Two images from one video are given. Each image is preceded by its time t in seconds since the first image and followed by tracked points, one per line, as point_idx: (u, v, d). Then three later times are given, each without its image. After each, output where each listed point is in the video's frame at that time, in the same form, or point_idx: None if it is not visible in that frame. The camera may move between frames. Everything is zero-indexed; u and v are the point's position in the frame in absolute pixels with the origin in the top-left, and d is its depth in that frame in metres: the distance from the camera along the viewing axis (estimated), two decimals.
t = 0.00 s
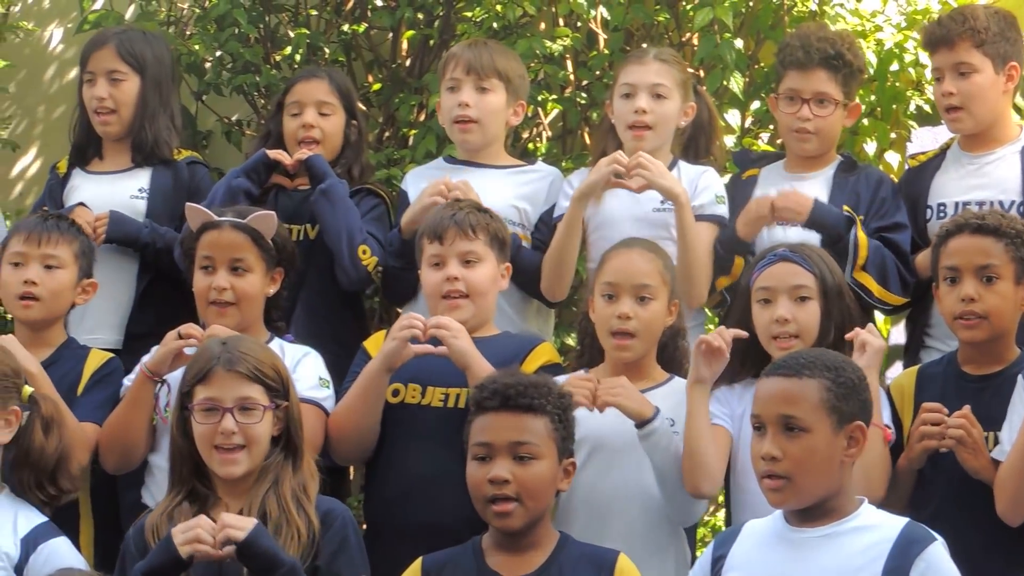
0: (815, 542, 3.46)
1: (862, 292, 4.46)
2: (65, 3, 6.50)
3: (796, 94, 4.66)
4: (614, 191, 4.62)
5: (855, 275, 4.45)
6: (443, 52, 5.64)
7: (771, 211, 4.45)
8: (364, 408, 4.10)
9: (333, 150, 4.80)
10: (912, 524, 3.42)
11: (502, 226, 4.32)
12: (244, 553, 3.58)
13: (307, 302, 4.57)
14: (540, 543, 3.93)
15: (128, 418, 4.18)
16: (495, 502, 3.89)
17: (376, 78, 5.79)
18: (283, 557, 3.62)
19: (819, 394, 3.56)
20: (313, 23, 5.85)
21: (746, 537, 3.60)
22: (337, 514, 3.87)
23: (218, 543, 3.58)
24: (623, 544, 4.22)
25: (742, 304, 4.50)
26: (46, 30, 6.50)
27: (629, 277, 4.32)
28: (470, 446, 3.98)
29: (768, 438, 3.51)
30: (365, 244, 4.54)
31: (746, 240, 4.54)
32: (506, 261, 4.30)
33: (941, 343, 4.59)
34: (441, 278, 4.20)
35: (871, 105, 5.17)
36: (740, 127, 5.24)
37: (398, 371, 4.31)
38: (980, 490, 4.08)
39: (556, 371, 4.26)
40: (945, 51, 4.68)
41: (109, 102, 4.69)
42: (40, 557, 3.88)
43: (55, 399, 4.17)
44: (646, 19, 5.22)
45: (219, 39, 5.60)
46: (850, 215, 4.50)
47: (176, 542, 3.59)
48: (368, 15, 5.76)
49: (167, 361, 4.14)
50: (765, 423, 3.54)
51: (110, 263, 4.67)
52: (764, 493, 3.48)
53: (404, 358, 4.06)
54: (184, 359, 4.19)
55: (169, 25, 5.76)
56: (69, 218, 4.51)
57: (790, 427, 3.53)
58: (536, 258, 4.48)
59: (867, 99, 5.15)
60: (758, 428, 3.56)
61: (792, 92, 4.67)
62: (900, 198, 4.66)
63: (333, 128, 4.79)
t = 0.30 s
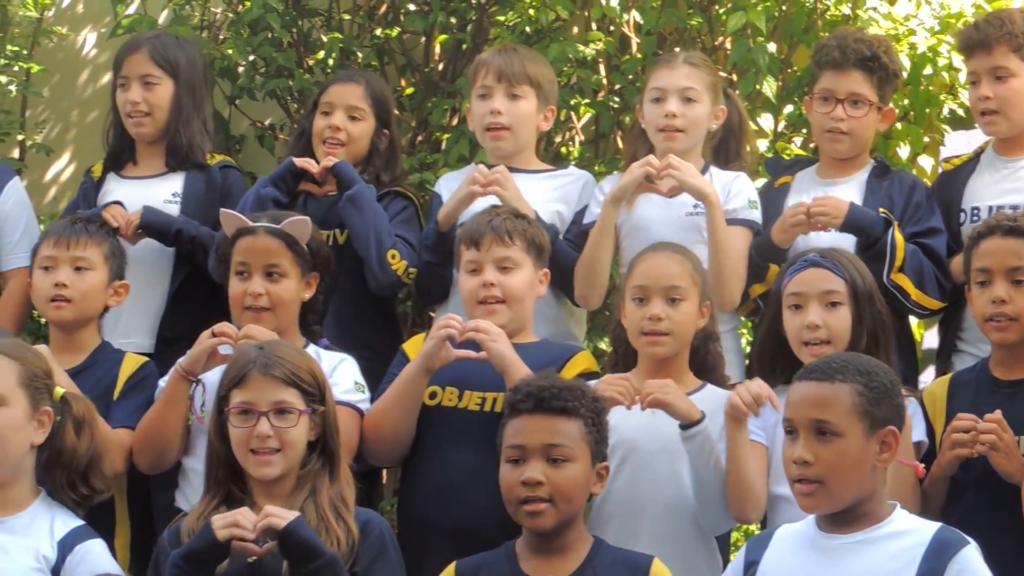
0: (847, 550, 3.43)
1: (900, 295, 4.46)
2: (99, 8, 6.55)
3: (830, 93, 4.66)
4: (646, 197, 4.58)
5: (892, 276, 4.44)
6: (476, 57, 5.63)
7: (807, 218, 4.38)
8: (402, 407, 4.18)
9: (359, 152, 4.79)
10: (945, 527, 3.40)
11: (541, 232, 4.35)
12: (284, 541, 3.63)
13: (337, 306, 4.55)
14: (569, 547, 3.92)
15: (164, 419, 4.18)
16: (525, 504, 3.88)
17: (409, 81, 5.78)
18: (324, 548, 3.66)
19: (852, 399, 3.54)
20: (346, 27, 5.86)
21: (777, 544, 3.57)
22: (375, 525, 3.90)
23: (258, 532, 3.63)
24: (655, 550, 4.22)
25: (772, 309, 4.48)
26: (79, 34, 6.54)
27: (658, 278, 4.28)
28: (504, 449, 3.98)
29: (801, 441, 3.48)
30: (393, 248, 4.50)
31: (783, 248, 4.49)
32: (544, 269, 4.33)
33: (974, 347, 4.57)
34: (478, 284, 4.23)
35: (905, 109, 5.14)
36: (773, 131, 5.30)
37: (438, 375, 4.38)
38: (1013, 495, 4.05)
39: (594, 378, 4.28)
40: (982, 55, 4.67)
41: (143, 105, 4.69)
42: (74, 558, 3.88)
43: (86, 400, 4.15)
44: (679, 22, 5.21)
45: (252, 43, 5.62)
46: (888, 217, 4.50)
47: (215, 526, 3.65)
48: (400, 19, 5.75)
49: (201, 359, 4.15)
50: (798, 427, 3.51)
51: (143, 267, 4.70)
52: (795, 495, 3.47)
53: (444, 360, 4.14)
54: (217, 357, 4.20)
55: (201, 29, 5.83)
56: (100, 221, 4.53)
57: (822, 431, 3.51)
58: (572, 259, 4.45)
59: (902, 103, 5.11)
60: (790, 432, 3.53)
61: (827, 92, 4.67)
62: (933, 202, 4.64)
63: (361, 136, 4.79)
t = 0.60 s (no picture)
0: (890, 553, 3.39)
1: (934, 277, 4.40)
2: (136, 12, 6.53)
3: (861, 91, 4.65)
4: (684, 198, 4.56)
5: (925, 255, 4.39)
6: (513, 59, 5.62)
7: (850, 186, 4.44)
8: (446, 407, 4.22)
9: (391, 162, 4.79)
10: (986, 530, 3.36)
11: (584, 235, 4.40)
12: (322, 527, 3.64)
13: (373, 310, 4.54)
14: (610, 549, 3.89)
15: (201, 415, 4.19)
16: (565, 507, 3.85)
17: (447, 84, 5.79)
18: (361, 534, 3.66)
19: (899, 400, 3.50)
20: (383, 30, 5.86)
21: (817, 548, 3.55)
22: (416, 525, 3.93)
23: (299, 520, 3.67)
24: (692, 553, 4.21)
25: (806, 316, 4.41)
26: (117, 38, 6.56)
27: (695, 273, 4.26)
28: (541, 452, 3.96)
29: (846, 439, 3.44)
30: (429, 250, 4.50)
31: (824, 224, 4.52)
32: (588, 273, 4.37)
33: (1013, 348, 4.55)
34: (523, 284, 4.28)
35: (943, 109, 5.17)
36: (811, 132, 5.30)
37: (483, 377, 4.39)
38: None
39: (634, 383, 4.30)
40: None
41: (180, 109, 4.68)
42: (119, 558, 3.92)
43: (129, 403, 4.19)
44: (716, 25, 5.16)
45: (289, 47, 5.66)
46: (926, 198, 4.46)
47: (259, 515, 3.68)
48: (437, 22, 5.75)
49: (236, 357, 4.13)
50: (843, 426, 3.48)
51: (179, 270, 4.69)
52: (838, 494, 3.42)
53: (486, 365, 4.17)
54: (252, 355, 4.16)
55: (239, 33, 5.80)
56: (133, 223, 4.54)
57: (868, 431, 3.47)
58: (610, 267, 4.47)
59: (938, 104, 5.15)
60: (835, 431, 3.49)
61: (857, 91, 4.66)
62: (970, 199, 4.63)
63: (396, 144, 4.79)
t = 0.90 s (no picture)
0: (938, 560, 3.34)
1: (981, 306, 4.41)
2: (181, 16, 6.51)
3: (900, 98, 4.63)
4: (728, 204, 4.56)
5: (971, 292, 4.38)
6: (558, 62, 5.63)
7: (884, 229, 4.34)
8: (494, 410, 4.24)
9: (429, 168, 4.77)
10: None
11: (629, 239, 4.40)
12: (370, 537, 3.56)
13: (419, 314, 4.55)
14: (659, 555, 3.85)
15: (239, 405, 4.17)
16: (610, 518, 3.83)
17: (490, 88, 5.79)
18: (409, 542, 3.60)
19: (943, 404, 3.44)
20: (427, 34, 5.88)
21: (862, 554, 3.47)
22: (464, 531, 3.87)
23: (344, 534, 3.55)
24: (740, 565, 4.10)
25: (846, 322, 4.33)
26: (161, 42, 6.55)
27: (736, 285, 4.21)
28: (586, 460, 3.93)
29: (889, 444, 3.39)
30: (475, 254, 4.50)
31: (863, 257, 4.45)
32: (633, 277, 4.37)
33: None
34: (569, 290, 4.29)
35: (989, 114, 5.12)
36: (856, 136, 5.23)
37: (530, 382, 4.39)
38: None
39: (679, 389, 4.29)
40: None
41: (224, 111, 4.69)
42: (163, 564, 3.92)
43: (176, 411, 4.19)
44: (761, 29, 5.19)
45: (333, 51, 5.65)
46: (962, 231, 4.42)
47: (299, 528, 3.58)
48: (481, 26, 5.75)
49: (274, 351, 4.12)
50: (887, 430, 3.42)
51: (221, 275, 4.68)
52: (884, 501, 3.35)
53: (534, 368, 4.19)
54: (295, 354, 4.17)
55: (283, 37, 5.78)
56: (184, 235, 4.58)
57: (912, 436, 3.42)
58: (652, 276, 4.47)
59: (984, 108, 5.09)
60: (878, 436, 3.44)
61: (897, 97, 4.64)
62: (1015, 202, 4.61)
63: (436, 147, 4.76)
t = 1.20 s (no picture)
0: (979, 563, 3.32)
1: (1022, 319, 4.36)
2: (220, 21, 6.52)
3: (938, 104, 4.61)
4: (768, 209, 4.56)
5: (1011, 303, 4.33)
6: (597, 67, 5.65)
7: (918, 247, 4.36)
8: (532, 418, 4.25)
9: (474, 171, 4.76)
10: None
11: (666, 242, 4.40)
12: (412, 547, 3.53)
13: (460, 320, 4.56)
14: (698, 562, 3.81)
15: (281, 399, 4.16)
16: (649, 524, 3.79)
17: (530, 93, 5.79)
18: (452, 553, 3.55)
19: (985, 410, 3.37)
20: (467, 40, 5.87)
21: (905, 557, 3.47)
22: (507, 538, 3.80)
23: (388, 540, 3.54)
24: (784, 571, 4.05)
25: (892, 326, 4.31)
26: (201, 48, 6.57)
27: (780, 286, 4.21)
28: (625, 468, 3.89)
29: (930, 449, 3.31)
30: (515, 258, 4.53)
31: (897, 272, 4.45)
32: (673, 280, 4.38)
33: None
34: (608, 296, 4.29)
35: None
36: (895, 141, 5.29)
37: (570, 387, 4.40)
38: None
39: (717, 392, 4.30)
40: None
41: (264, 118, 4.68)
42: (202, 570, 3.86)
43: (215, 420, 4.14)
44: (802, 33, 5.23)
45: (372, 56, 5.68)
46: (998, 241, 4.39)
47: (342, 537, 3.57)
48: (521, 31, 5.76)
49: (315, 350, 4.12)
50: (928, 435, 3.35)
51: (261, 281, 4.70)
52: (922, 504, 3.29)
53: (575, 374, 4.20)
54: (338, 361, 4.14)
55: (323, 43, 5.79)
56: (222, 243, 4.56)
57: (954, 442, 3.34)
58: (693, 275, 4.46)
59: None
60: (919, 441, 3.37)
61: (936, 103, 4.62)
62: None
63: (477, 151, 4.75)
